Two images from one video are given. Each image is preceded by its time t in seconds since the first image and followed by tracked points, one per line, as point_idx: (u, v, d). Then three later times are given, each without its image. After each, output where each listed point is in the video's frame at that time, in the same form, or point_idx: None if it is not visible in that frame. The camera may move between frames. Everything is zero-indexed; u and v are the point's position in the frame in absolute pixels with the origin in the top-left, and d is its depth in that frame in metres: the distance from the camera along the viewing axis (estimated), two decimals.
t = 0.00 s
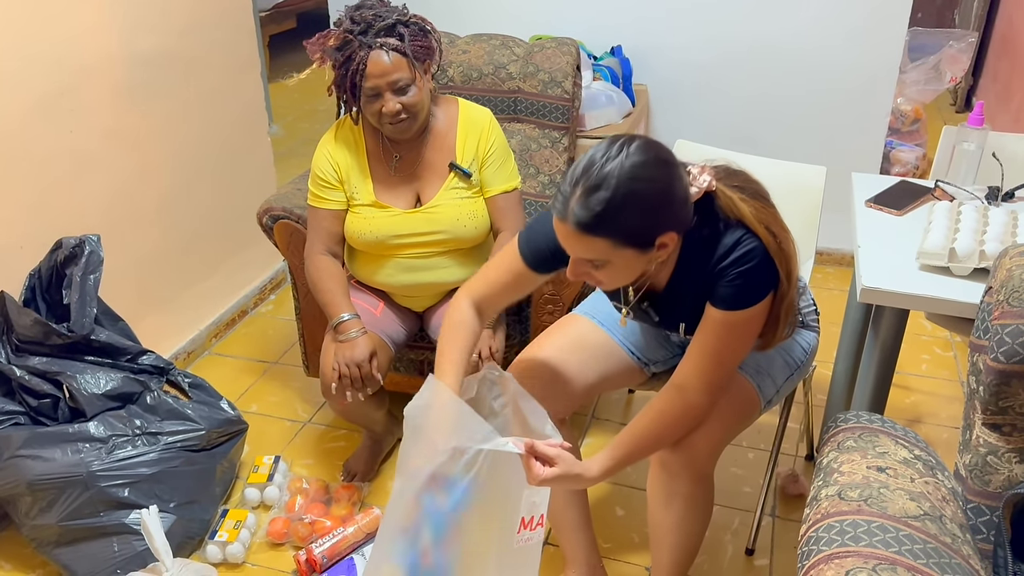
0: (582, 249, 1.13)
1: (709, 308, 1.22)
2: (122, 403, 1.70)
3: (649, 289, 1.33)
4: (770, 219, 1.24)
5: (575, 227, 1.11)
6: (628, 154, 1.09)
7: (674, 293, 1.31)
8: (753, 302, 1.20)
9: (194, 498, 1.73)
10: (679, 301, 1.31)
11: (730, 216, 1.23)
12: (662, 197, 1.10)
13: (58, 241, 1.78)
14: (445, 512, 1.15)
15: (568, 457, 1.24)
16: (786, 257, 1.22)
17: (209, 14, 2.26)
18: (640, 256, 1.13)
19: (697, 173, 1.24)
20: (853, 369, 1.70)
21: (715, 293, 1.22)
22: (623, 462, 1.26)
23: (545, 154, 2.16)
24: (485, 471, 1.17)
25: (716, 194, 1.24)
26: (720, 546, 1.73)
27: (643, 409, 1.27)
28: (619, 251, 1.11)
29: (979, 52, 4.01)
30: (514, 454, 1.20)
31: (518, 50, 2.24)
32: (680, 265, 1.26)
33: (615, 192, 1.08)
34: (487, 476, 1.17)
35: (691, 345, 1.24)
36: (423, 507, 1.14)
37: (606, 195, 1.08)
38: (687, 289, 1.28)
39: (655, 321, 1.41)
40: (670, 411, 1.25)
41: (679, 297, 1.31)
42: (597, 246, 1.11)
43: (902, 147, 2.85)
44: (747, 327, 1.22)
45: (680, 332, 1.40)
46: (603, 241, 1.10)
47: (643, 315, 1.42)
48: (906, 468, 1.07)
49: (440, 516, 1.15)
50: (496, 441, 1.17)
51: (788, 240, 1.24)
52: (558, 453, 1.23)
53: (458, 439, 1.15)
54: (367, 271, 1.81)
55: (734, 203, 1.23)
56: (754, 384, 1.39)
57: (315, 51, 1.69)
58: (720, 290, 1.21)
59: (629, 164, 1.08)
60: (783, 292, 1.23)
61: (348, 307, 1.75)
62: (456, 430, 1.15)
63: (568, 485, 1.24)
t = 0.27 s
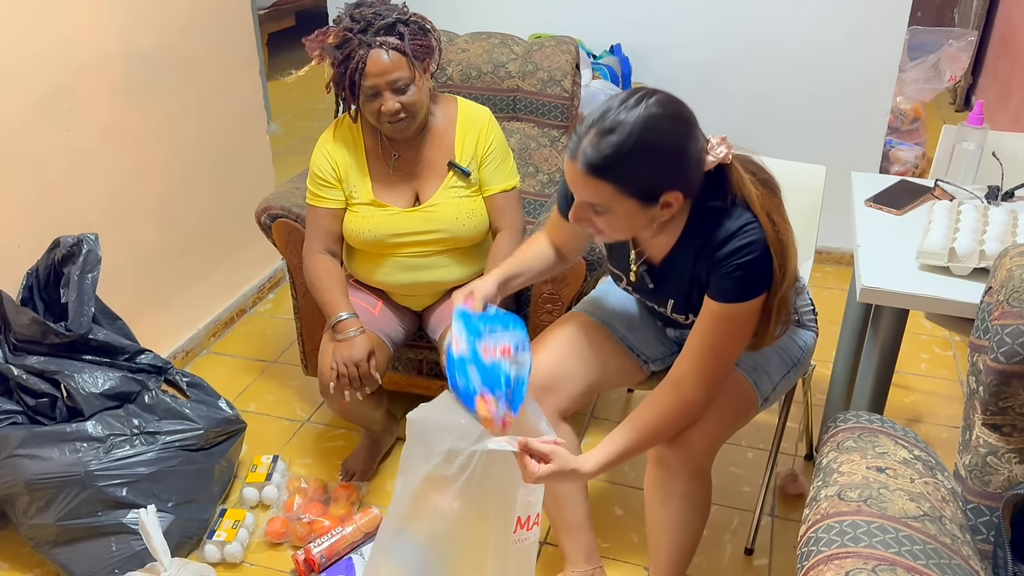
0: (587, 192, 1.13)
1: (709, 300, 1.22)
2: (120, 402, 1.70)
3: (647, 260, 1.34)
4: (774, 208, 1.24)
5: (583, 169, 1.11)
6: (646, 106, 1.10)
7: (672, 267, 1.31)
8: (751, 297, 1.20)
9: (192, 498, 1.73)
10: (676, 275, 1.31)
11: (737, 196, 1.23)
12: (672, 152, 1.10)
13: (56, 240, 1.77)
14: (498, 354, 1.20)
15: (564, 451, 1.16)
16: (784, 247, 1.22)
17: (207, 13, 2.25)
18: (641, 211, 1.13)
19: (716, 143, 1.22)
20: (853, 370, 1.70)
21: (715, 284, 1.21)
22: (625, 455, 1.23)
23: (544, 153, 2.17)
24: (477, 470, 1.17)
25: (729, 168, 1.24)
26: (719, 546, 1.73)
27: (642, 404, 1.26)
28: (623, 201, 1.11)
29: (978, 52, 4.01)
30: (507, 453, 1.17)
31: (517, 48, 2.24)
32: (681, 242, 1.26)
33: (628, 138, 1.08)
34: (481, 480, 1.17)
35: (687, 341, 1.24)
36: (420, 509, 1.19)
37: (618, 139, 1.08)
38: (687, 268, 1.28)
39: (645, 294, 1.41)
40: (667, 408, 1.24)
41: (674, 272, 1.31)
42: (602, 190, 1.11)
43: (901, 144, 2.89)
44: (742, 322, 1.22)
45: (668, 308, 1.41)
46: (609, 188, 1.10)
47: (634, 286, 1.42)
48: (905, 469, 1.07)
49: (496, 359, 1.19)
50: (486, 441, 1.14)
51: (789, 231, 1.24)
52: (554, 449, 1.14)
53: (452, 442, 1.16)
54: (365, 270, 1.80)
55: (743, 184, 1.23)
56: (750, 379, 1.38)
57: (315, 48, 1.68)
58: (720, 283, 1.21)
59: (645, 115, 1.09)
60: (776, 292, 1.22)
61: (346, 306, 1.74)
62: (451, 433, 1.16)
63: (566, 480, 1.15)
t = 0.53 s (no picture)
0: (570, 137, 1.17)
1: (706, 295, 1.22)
2: (117, 402, 1.69)
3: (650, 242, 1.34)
4: (777, 216, 1.21)
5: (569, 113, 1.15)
6: (644, 80, 1.11)
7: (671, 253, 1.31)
8: (750, 294, 1.20)
9: (190, 498, 1.72)
10: (675, 260, 1.31)
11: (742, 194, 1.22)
12: (654, 131, 1.11)
13: (53, 239, 1.76)
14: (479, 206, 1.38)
15: (567, 453, 1.15)
16: (783, 257, 1.21)
17: (205, 11, 2.24)
18: (611, 174, 1.17)
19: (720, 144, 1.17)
20: (852, 370, 1.69)
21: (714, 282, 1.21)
22: (626, 458, 1.21)
23: (543, 151, 2.17)
24: (480, 470, 1.16)
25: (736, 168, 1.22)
26: (718, 546, 1.72)
27: (643, 403, 1.26)
28: (594, 157, 1.16)
29: (978, 51, 4.01)
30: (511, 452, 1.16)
31: (516, 47, 2.23)
32: (680, 227, 1.26)
33: (614, 106, 1.10)
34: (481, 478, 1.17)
35: (688, 338, 1.24)
36: (420, 508, 1.18)
37: (602, 100, 1.11)
38: (687, 257, 1.29)
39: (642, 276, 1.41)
40: (668, 404, 1.24)
41: (671, 257, 1.31)
42: (576, 139, 1.16)
43: (901, 144, 2.90)
44: (742, 319, 1.22)
45: (661, 292, 1.40)
46: (586, 142, 1.15)
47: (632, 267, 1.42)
48: (906, 470, 1.06)
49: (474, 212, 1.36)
50: (490, 440, 1.14)
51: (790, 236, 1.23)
52: (557, 450, 1.14)
53: (454, 439, 1.15)
54: (363, 269, 1.80)
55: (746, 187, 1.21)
56: (750, 379, 1.38)
57: (313, 45, 1.68)
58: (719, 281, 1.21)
59: (641, 92, 1.10)
60: (774, 291, 1.22)
61: (344, 306, 1.74)
62: (452, 431, 1.15)
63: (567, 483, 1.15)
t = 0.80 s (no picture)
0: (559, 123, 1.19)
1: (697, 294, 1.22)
2: (114, 401, 1.69)
3: (645, 237, 1.33)
4: (763, 214, 1.21)
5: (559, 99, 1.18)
6: (630, 70, 1.12)
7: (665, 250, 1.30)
8: (741, 291, 1.20)
9: (187, 497, 1.72)
10: (668, 259, 1.31)
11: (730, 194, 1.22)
12: (637, 122, 1.12)
13: (50, 238, 1.75)
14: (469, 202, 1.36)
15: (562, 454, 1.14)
16: (768, 257, 1.21)
17: (203, 8, 2.23)
18: (597, 163, 1.18)
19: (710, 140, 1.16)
20: (852, 369, 1.69)
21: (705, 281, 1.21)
22: (622, 460, 1.19)
23: (542, 150, 2.16)
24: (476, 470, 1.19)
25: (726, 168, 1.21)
26: (718, 547, 1.72)
27: (639, 403, 1.25)
28: (580, 144, 1.17)
29: (977, 49, 4.01)
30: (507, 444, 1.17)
31: (515, 45, 2.22)
32: (672, 224, 1.26)
33: (597, 93, 1.12)
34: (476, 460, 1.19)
35: (681, 339, 1.23)
36: (418, 500, 1.18)
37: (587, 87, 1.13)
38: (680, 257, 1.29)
39: (637, 271, 1.41)
40: (663, 404, 1.24)
41: (665, 252, 1.31)
42: (564, 123, 1.18)
43: (900, 142, 2.90)
44: (734, 317, 1.22)
45: (654, 288, 1.40)
46: (572, 128, 1.17)
47: (627, 261, 1.41)
48: (906, 471, 1.06)
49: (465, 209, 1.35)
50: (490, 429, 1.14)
51: (779, 235, 1.22)
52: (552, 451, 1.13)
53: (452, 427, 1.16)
54: (361, 268, 1.79)
55: (735, 187, 1.20)
56: (746, 378, 1.37)
57: (314, 41, 1.67)
58: (710, 280, 1.21)
59: (626, 81, 1.11)
60: (764, 289, 1.23)
61: (342, 305, 1.73)
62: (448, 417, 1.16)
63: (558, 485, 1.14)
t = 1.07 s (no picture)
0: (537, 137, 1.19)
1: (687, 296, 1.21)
2: (112, 400, 1.68)
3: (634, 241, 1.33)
4: (746, 212, 1.19)
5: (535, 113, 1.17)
6: (600, 78, 1.11)
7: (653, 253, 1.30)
8: (729, 290, 1.19)
9: (186, 497, 1.71)
10: (658, 262, 1.31)
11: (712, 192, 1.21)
12: (613, 130, 1.11)
13: (48, 237, 1.75)
14: (429, 230, 1.35)
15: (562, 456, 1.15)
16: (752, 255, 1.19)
17: (202, 6, 2.22)
18: (580, 174, 1.18)
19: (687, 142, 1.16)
20: (853, 370, 1.69)
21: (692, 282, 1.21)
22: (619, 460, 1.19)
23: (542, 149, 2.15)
24: (476, 475, 1.17)
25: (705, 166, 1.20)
26: (718, 547, 1.72)
27: (633, 407, 1.25)
28: (559, 155, 1.16)
29: (977, 48, 4.00)
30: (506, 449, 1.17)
31: (515, 43, 2.21)
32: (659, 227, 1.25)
33: (570, 102, 1.11)
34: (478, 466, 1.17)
35: (673, 342, 1.23)
36: (420, 504, 1.17)
37: (561, 98, 1.12)
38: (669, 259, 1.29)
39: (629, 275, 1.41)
40: (657, 405, 1.23)
41: (654, 256, 1.31)
42: (542, 136, 1.17)
43: (900, 141, 2.89)
44: (723, 317, 1.21)
45: (648, 291, 1.41)
46: (550, 139, 1.16)
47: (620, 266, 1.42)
48: (907, 472, 1.05)
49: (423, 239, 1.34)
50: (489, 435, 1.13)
51: (766, 232, 1.21)
52: (552, 454, 1.13)
53: (453, 433, 1.14)
54: (361, 267, 1.78)
55: (715, 185, 1.19)
56: (743, 378, 1.36)
57: (314, 38, 1.67)
58: (697, 280, 1.20)
59: (598, 89, 1.11)
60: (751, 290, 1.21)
61: (342, 304, 1.73)
62: (450, 424, 1.14)
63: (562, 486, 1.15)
